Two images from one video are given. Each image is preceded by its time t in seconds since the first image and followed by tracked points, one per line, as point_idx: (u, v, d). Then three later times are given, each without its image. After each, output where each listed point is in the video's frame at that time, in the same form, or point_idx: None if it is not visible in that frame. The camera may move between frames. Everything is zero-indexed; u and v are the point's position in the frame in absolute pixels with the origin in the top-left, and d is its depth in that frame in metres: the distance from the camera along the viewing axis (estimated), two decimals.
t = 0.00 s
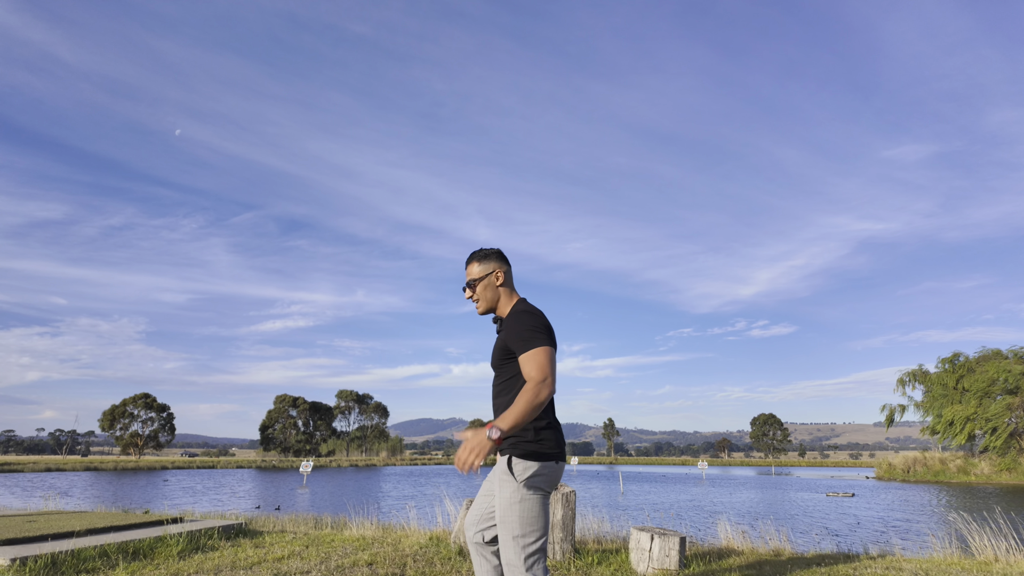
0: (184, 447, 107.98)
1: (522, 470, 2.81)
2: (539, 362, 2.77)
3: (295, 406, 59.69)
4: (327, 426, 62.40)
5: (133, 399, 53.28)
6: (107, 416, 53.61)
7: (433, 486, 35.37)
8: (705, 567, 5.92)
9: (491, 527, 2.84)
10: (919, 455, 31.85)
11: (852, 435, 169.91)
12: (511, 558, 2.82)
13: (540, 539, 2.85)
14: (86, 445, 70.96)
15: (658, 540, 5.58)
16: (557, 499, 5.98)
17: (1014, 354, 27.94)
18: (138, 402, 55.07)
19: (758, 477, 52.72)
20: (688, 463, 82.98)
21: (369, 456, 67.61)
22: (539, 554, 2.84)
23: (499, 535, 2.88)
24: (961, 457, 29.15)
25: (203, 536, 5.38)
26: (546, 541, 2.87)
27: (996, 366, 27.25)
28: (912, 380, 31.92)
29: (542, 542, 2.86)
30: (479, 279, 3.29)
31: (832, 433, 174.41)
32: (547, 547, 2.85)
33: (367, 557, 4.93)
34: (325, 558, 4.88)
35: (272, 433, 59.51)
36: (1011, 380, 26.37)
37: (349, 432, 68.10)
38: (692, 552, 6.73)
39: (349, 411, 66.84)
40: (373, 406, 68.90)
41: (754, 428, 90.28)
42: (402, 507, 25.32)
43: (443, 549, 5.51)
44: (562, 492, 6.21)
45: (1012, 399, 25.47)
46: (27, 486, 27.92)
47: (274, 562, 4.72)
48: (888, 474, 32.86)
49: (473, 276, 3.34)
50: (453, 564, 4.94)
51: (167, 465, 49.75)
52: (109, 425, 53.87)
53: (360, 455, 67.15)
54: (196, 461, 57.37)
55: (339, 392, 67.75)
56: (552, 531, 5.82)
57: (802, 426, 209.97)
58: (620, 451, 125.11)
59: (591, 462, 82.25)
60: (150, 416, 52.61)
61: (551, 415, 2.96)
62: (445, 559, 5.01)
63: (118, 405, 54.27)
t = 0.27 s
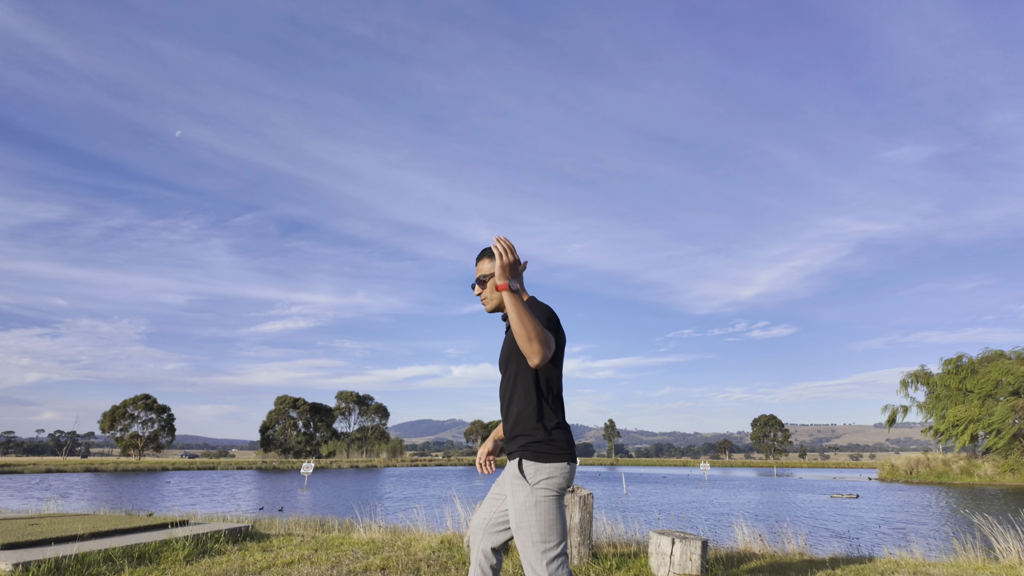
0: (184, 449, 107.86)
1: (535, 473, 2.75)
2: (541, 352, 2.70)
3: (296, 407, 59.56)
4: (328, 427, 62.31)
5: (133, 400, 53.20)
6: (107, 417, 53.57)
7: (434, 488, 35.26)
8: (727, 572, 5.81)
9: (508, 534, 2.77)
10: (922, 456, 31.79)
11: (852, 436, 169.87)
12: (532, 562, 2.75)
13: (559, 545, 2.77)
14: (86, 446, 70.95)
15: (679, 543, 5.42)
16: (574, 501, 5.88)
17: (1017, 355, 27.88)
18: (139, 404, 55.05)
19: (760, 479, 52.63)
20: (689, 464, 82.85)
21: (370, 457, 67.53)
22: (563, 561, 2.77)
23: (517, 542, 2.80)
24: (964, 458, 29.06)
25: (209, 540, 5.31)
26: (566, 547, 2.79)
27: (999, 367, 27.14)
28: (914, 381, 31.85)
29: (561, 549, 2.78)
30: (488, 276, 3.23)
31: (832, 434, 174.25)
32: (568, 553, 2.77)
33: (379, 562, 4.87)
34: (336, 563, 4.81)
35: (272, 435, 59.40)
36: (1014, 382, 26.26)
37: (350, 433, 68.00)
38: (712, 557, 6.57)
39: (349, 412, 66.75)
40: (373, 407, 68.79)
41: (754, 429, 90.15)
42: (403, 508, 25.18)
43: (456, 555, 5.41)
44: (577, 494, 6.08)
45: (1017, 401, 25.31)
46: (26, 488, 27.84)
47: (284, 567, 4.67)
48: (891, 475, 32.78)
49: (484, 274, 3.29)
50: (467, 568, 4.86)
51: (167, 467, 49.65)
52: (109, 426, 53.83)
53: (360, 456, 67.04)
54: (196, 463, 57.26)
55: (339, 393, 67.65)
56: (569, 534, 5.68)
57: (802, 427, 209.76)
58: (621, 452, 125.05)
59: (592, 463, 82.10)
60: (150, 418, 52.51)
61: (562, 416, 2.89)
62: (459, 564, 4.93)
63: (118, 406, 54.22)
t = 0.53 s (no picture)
0: (181, 450, 107.45)
1: (537, 481, 2.69)
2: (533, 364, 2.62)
3: (295, 408, 59.44)
4: (327, 428, 62.19)
5: (131, 401, 53.05)
6: (106, 418, 53.42)
7: (434, 489, 35.22)
8: None
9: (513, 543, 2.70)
10: (923, 457, 31.83)
11: (850, 437, 170.12)
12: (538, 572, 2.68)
13: (567, 555, 2.70)
14: (84, 447, 70.70)
15: (701, 555, 5.25)
16: (591, 510, 5.73)
17: (1017, 356, 27.89)
18: (137, 404, 54.90)
19: (759, 480, 52.63)
20: (689, 465, 82.79)
21: (369, 459, 67.41)
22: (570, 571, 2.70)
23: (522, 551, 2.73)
24: (964, 460, 29.09)
25: (214, 548, 5.23)
26: (574, 555, 2.72)
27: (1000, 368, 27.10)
28: (915, 382, 31.85)
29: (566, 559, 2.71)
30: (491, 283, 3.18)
31: (830, 436, 174.41)
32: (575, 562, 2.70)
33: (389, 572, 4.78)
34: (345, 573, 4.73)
35: (271, 436, 59.25)
36: (1015, 384, 26.23)
37: (349, 434, 67.88)
38: (732, 567, 6.41)
39: (348, 413, 66.63)
40: (372, 408, 68.67)
41: (753, 430, 90.18)
42: (404, 510, 25.11)
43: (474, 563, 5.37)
44: (595, 502, 5.94)
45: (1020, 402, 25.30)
46: (25, 489, 27.73)
47: None
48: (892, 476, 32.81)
49: (489, 281, 3.24)
50: None
51: (166, 468, 49.51)
52: (107, 427, 53.66)
53: (359, 458, 66.90)
54: (194, 464, 57.06)
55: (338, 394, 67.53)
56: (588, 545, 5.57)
57: (801, 428, 209.92)
58: (620, 454, 124.96)
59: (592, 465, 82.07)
60: (149, 419, 52.33)
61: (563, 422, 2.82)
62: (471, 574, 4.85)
63: (116, 407, 54.05)
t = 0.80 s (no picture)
0: (178, 451, 107.02)
1: (512, 471, 2.63)
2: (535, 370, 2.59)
3: (293, 409, 59.27)
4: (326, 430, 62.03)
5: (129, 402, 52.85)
6: (104, 419, 53.22)
7: (433, 491, 35.13)
8: None
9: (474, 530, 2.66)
10: (923, 459, 31.82)
11: (848, 439, 170.34)
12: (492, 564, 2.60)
13: (521, 551, 2.59)
14: (81, 448, 70.42)
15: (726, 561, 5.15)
16: (613, 515, 5.62)
17: (1018, 357, 27.88)
18: (135, 405, 54.72)
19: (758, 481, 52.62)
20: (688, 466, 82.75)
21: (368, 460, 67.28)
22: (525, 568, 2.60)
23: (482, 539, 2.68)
24: (965, 461, 29.09)
25: (220, 553, 5.16)
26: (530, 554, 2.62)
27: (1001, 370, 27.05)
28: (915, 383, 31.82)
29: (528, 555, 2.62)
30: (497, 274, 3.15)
31: (828, 437, 174.65)
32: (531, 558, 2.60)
33: None
34: None
35: (270, 437, 59.07)
36: (1017, 386, 26.19)
37: (348, 435, 67.75)
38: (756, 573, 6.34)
39: (347, 414, 66.50)
40: (371, 409, 68.53)
41: (752, 432, 90.20)
42: (403, 511, 25.00)
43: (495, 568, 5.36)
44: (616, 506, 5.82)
45: (1022, 404, 25.22)
46: (23, 490, 27.54)
47: None
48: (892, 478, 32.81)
49: (496, 272, 3.20)
50: None
51: (164, 469, 49.31)
52: (105, 428, 53.46)
53: (358, 459, 66.76)
54: (192, 465, 56.85)
55: (337, 395, 67.38)
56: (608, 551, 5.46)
57: (799, 429, 210.08)
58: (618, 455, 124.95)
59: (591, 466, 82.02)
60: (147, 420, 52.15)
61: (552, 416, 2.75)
62: None
63: (114, 408, 53.84)
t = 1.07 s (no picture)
0: (177, 453, 106.75)
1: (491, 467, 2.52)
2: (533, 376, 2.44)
3: (292, 411, 59.08)
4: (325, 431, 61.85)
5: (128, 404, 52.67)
6: (102, 421, 53.02)
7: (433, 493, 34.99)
8: None
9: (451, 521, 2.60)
10: (925, 461, 31.78)
11: (848, 440, 170.32)
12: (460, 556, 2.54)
13: (490, 548, 2.49)
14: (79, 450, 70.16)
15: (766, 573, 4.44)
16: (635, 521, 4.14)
17: (1018, 359, 27.85)
18: (134, 407, 54.54)
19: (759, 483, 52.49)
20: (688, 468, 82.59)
21: (367, 462, 67.10)
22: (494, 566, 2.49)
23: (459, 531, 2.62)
24: (966, 463, 29.05)
25: (224, 559, 5.05)
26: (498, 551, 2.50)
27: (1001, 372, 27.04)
28: (916, 385, 31.79)
29: (494, 554, 2.51)
30: (502, 269, 3.03)
31: (827, 438, 174.72)
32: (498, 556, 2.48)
33: None
34: None
35: (269, 439, 58.89)
36: (1018, 387, 26.14)
37: (347, 437, 67.59)
38: None
39: (346, 416, 66.35)
40: (370, 411, 68.36)
41: (752, 433, 90.09)
42: (403, 514, 24.87)
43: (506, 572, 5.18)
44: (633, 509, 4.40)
45: None
46: (20, 493, 27.40)
47: None
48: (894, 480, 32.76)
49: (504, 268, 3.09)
50: None
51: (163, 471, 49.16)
52: (103, 431, 53.26)
53: (358, 461, 66.60)
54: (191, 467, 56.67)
55: (337, 396, 67.23)
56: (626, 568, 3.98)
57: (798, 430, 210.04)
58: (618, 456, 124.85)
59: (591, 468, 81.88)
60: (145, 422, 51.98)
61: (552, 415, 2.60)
62: None
63: (112, 410, 53.65)
